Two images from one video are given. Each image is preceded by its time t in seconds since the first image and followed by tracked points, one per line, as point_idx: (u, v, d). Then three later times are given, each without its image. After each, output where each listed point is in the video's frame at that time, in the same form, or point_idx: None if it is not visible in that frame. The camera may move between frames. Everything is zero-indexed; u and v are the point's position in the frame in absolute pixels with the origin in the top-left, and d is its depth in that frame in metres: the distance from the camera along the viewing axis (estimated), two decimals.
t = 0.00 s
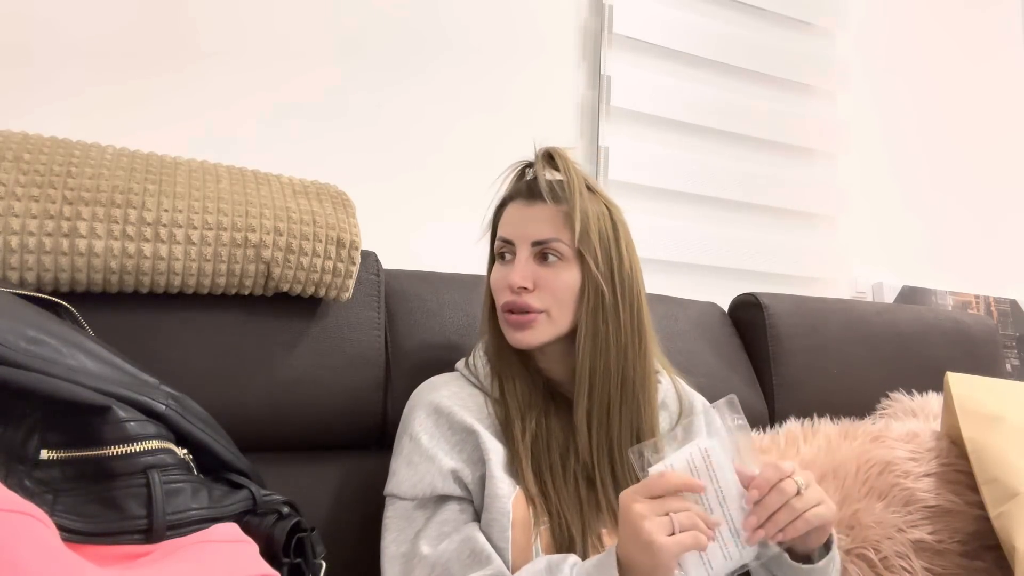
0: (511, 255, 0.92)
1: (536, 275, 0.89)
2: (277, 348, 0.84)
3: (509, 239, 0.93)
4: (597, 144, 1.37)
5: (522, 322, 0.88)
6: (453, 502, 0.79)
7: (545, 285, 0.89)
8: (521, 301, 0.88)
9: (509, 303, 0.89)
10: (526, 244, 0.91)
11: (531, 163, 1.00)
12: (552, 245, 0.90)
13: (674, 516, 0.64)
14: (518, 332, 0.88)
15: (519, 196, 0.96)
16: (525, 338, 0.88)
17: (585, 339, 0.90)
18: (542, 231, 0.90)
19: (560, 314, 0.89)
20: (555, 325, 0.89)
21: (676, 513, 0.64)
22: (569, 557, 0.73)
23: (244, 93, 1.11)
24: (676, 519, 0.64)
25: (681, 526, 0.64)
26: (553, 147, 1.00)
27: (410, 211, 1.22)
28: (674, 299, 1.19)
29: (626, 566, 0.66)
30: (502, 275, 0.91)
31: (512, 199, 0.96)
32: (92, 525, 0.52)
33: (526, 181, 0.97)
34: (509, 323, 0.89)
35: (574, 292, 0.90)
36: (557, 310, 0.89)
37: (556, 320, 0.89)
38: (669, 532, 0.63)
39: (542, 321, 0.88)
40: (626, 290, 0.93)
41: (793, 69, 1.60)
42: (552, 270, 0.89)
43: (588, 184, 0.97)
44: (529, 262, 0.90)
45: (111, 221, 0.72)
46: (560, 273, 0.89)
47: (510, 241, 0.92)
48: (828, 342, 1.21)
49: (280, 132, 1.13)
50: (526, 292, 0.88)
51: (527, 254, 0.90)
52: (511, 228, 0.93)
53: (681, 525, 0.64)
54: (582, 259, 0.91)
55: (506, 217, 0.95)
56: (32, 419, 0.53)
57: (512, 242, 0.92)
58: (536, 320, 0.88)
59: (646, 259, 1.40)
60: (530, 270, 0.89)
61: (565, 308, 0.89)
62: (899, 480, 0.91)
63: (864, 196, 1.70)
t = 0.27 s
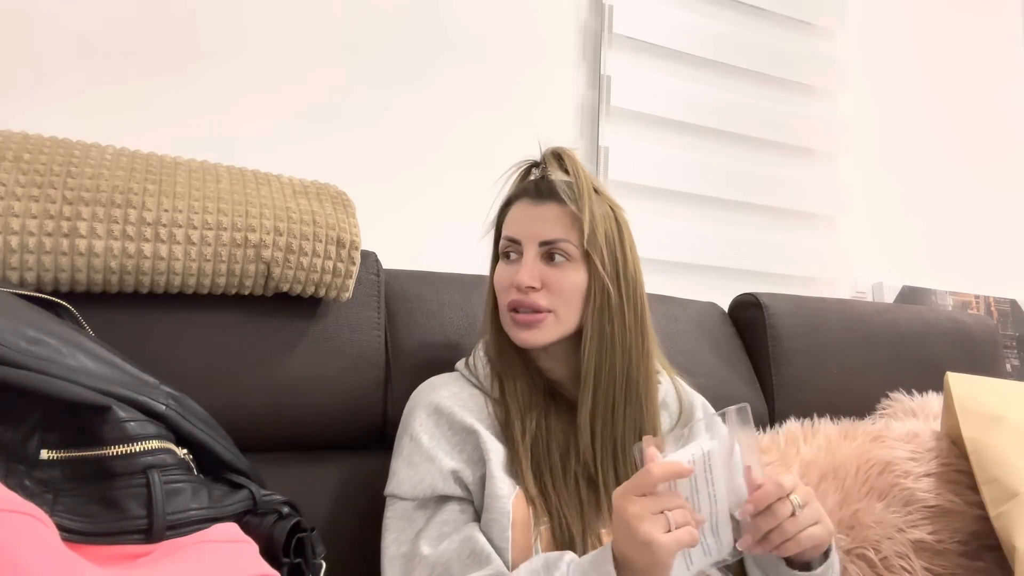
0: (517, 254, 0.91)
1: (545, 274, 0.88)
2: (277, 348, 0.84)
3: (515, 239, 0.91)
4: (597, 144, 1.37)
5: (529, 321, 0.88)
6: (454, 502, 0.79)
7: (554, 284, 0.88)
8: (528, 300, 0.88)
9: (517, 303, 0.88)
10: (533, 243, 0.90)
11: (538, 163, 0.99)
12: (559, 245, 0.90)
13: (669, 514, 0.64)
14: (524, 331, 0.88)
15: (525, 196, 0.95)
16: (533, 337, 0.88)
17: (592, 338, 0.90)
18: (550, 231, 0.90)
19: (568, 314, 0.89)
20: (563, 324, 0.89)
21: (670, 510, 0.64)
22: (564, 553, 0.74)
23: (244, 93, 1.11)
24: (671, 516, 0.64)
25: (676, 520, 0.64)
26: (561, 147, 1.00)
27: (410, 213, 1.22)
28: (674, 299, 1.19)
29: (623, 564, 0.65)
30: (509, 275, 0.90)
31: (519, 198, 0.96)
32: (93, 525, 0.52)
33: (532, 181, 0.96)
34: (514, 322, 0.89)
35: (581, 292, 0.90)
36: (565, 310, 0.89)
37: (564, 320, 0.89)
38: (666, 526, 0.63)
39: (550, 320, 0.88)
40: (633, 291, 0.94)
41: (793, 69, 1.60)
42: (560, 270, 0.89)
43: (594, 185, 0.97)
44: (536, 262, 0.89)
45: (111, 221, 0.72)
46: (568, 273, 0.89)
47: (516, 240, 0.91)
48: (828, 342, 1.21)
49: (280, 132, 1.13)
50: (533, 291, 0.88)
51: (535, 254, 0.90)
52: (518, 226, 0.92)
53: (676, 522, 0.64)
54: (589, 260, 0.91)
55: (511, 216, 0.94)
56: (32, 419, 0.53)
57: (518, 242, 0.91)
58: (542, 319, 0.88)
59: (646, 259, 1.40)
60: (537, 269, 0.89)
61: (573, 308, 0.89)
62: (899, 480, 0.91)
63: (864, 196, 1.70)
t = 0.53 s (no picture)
0: (566, 256, 0.90)
1: (599, 281, 0.89)
2: (277, 348, 0.84)
3: (568, 240, 0.90)
4: (597, 144, 1.37)
5: (582, 326, 0.89)
6: (453, 503, 0.79)
7: (605, 291, 0.90)
8: (587, 306, 0.88)
9: (572, 307, 0.88)
10: (590, 248, 0.90)
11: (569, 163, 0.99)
12: (610, 253, 0.92)
13: (672, 543, 0.63)
14: (575, 335, 0.89)
15: (569, 197, 0.94)
16: (582, 342, 0.89)
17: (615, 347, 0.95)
18: (605, 239, 0.91)
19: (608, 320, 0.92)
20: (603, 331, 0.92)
21: (674, 539, 0.63)
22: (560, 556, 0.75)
23: (244, 93, 1.11)
24: (674, 546, 0.63)
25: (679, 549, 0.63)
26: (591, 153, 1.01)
27: (410, 214, 1.22)
28: (674, 299, 1.19)
29: None
30: (562, 277, 0.89)
31: (558, 196, 0.94)
32: (93, 525, 0.52)
33: (568, 182, 0.96)
34: (564, 324, 0.89)
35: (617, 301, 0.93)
36: (607, 317, 0.92)
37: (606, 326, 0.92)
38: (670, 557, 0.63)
39: (597, 327, 0.90)
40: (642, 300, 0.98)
41: (793, 69, 1.60)
42: (608, 279, 0.91)
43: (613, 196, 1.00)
44: (590, 267, 0.90)
45: (111, 221, 0.72)
46: (613, 282, 0.92)
47: (570, 242, 0.90)
48: (828, 342, 1.21)
49: (280, 132, 1.13)
50: (591, 297, 0.88)
51: (591, 259, 0.90)
52: (570, 228, 0.90)
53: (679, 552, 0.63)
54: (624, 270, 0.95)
55: (558, 215, 0.92)
56: (32, 419, 0.53)
57: (572, 244, 0.90)
58: (594, 325, 0.89)
59: (646, 259, 1.40)
60: (593, 276, 0.89)
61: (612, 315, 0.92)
62: (899, 480, 0.91)
63: (864, 196, 1.70)
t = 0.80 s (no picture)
0: (595, 263, 0.90)
1: (625, 290, 0.90)
2: (278, 348, 0.84)
3: (600, 248, 0.89)
4: (597, 144, 1.37)
5: (607, 333, 0.89)
6: (455, 502, 0.79)
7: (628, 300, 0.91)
8: (613, 313, 0.88)
9: (600, 315, 0.88)
10: (618, 256, 0.90)
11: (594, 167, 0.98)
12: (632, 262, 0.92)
13: (681, 555, 0.64)
14: (599, 342, 0.89)
15: (596, 203, 0.93)
16: (605, 350, 0.90)
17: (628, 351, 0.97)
18: (631, 248, 0.92)
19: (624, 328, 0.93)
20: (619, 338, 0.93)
21: (683, 551, 0.64)
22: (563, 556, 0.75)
23: (244, 93, 1.11)
24: (683, 559, 0.64)
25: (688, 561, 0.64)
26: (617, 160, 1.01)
27: (410, 213, 1.22)
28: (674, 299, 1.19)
29: None
30: (592, 284, 0.88)
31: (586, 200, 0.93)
32: (93, 525, 0.52)
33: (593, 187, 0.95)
34: (589, 329, 0.88)
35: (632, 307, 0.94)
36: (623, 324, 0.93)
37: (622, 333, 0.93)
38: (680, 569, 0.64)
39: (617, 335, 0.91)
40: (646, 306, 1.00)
41: (793, 69, 1.60)
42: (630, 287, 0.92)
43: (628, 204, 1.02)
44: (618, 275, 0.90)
45: (111, 221, 0.72)
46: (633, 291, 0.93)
47: (600, 249, 0.89)
48: (828, 342, 1.21)
49: (280, 132, 1.13)
50: (617, 305, 0.89)
51: (618, 267, 0.90)
52: (601, 234, 0.90)
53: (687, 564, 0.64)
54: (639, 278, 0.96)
55: (587, 221, 0.91)
56: (32, 419, 0.53)
57: (602, 251, 0.89)
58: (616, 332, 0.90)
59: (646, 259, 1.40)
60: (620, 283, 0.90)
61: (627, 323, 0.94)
62: (899, 480, 0.91)
63: (864, 196, 1.70)
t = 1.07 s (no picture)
0: (594, 262, 0.89)
1: (624, 288, 0.90)
2: (277, 348, 0.84)
3: (598, 246, 0.89)
4: (597, 144, 1.37)
5: (604, 331, 0.89)
6: (456, 502, 0.79)
7: (627, 299, 0.91)
8: (610, 311, 0.88)
9: (598, 313, 0.88)
10: (617, 255, 0.90)
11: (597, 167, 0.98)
12: (633, 260, 0.92)
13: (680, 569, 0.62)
14: (596, 340, 0.89)
15: (595, 202, 0.93)
16: (604, 348, 0.89)
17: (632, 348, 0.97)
18: (630, 246, 0.91)
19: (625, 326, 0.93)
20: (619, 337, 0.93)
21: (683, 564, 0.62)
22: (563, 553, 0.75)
23: (245, 93, 1.11)
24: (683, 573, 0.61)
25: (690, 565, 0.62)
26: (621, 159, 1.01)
27: (410, 214, 1.22)
28: (674, 299, 1.19)
29: None
30: (590, 283, 0.88)
31: (587, 199, 0.94)
32: (93, 525, 0.52)
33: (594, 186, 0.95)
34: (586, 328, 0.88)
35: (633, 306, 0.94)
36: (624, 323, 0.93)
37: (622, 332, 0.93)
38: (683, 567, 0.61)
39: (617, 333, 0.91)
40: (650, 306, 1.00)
41: (793, 69, 1.60)
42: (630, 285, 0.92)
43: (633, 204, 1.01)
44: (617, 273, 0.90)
45: (111, 221, 0.72)
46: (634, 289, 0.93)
47: (599, 248, 0.89)
48: (828, 342, 1.21)
49: (280, 132, 1.13)
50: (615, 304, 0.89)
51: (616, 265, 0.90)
52: (600, 233, 0.90)
53: None
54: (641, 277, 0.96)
55: (586, 220, 0.91)
56: (32, 419, 0.53)
57: (600, 249, 0.89)
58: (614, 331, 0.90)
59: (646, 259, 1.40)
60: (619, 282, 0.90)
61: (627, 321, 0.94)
62: (899, 480, 0.91)
63: (864, 196, 1.70)
